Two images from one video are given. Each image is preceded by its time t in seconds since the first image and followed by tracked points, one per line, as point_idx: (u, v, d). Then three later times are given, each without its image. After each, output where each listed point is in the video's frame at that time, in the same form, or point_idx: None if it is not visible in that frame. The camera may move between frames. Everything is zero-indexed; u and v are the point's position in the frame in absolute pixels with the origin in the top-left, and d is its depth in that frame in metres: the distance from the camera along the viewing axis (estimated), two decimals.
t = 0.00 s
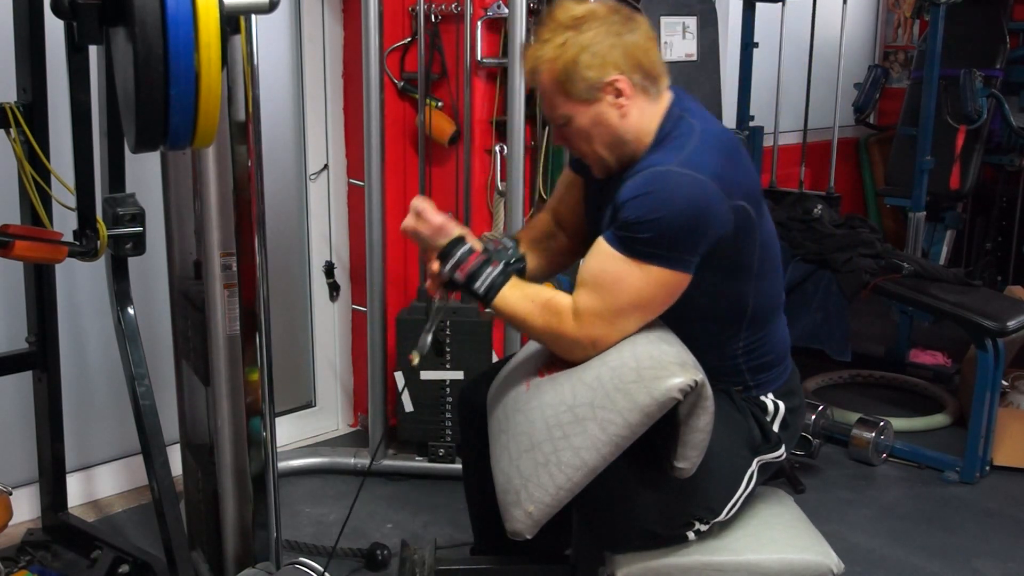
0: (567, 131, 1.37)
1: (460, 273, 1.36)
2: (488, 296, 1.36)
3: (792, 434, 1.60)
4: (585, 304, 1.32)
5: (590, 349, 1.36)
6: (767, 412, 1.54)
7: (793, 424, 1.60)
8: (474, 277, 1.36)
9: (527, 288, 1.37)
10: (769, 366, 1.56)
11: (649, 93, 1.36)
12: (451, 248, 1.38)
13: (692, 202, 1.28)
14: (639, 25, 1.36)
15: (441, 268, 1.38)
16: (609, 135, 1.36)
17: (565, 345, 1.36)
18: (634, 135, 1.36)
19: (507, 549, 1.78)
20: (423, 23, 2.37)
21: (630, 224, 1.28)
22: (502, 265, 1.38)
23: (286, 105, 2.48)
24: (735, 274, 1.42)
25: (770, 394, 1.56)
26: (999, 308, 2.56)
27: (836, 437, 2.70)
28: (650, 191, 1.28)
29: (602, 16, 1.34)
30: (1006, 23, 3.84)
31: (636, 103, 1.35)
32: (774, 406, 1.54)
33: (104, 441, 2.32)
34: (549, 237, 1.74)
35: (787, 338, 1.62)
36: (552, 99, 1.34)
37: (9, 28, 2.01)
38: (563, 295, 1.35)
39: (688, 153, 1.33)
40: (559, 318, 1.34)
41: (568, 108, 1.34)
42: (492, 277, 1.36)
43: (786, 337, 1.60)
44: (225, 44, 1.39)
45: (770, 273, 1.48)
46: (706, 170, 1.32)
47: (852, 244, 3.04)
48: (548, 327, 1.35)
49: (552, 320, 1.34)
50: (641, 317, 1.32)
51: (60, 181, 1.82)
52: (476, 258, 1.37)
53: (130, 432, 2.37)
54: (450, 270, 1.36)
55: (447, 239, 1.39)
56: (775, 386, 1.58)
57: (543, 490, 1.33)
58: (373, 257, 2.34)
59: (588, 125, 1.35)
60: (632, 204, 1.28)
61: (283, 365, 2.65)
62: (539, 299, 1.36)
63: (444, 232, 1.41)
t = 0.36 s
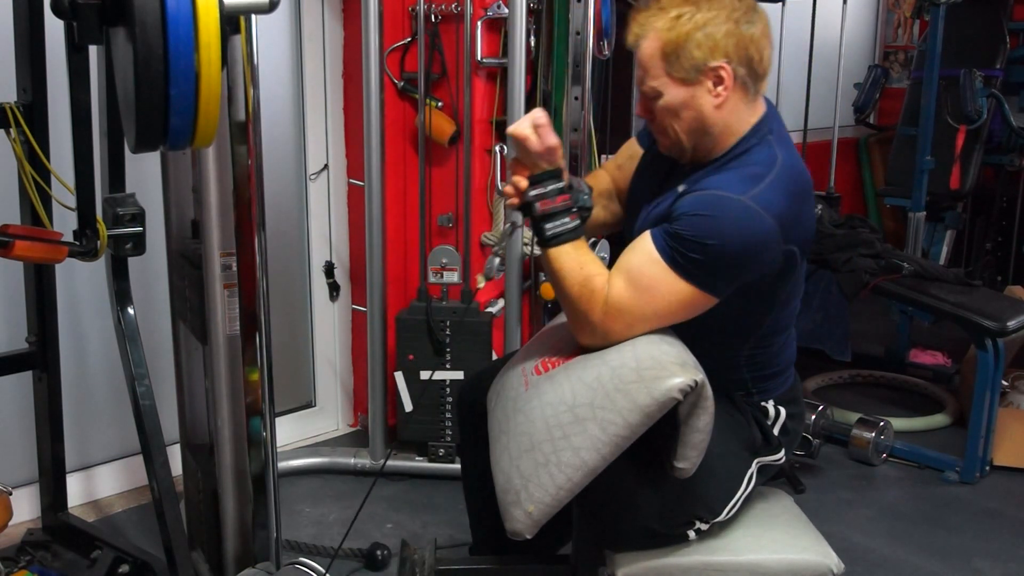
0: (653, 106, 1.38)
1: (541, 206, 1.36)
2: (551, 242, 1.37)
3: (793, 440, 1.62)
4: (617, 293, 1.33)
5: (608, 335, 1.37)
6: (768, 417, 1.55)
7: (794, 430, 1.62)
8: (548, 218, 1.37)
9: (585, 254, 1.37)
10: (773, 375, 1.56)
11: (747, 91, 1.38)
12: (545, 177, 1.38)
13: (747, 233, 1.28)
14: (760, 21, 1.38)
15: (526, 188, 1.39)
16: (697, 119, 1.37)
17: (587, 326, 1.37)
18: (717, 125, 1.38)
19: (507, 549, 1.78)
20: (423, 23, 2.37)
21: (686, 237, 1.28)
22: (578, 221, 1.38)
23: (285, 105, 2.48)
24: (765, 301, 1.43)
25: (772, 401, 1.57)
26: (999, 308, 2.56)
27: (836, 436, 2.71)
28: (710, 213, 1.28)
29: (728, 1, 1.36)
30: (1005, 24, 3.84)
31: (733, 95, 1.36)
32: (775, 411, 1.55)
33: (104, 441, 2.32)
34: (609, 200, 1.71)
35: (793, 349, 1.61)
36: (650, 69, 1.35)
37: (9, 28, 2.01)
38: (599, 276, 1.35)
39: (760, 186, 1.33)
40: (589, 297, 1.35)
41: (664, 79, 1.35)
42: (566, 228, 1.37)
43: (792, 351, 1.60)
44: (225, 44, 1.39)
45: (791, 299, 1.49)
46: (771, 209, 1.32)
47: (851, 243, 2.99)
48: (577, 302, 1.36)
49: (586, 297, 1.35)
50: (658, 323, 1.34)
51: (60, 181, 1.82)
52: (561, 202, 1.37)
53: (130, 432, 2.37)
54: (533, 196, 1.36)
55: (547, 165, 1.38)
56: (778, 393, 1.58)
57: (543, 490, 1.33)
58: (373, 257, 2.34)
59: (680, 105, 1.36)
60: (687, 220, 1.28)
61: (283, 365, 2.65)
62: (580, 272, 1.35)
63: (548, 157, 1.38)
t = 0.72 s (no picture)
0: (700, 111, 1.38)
1: (613, 190, 1.36)
2: (601, 228, 1.38)
3: (793, 441, 1.63)
4: (635, 289, 1.34)
5: (618, 329, 1.37)
6: (768, 418, 1.56)
7: (795, 431, 1.64)
8: (609, 204, 1.37)
9: (624, 249, 1.37)
10: (773, 380, 1.55)
11: (795, 111, 1.36)
12: (625, 164, 1.37)
13: (772, 263, 1.28)
14: (822, 40, 1.34)
15: (603, 167, 1.37)
16: (739, 129, 1.35)
17: (603, 320, 1.37)
18: (755, 139, 1.36)
19: (507, 549, 1.78)
20: (423, 23, 2.37)
21: (712, 256, 1.28)
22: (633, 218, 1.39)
23: (285, 105, 2.48)
24: (772, 325, 1.44)
25: (773, 404, 1.58)
26: (999, 308, 2.56)
27: (836, 436, 2.71)
28: (741, 237, 1.27)
29: (791, 15, 1.33)
30: (1005, 23, 3.84)
31: (778, 112, 1.34)
32: (776, 413, 1.56)
33: (104, 441, 2.32)
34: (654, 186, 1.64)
35: (796, 356, 1.61)
36: (702, 72, 1.35)
37: (9, 28, 2.01)
38: (622, 270, 1.34)
39: (796, 222, 1.33)
40: (607, 289, 1.35)
41: (715, 85, 1.34)
42: (620, 222, 1.37)
43: (795, 359, 1.60)
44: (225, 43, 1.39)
45: (797, 322, 1.49)
46: (800, 246, 1.32)
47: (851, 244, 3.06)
48: (596, 289, 1.36)
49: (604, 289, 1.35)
50: (665, 327, 1.35)
51: (61, 181, 1.82)
52: (630, 197, 1.37)
53: (130, 432, 2.37)
54: (608, 175, 1.36)
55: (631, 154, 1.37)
56: (778, 397, 1.58)
57: (542, 490, 1.33)
58: (373, 257, 2.34)
59: (724, 111, 1.35)
60: (717, 239, 1.28)
61: (283, 365, 2.65)
62: (608, 264, 1.35)
63: (638, 146, 1.37)
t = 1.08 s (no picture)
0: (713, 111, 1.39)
1: (629, 190, 1.36)
2: (612, 227, 1.38)
3: (796, 443, 1.64)
4: (636, 290, 1.34)
5: (620, 329, 1.38)
6: (771, 420, 1.57)
7: (798, 434, 1.64)
8: (623, 204, 1.37)
9: (633, 249, 1.38)
10: (777, 380, 1.54)
11: (806, 123, 1.36)
12: (644, 166, 1.37)
13: (774, 270, 1.29)
14: (843, 56, 1.33)
15: (621, 167, 1.37)
16: (747, 133, 1.36)
17: (606, 320, 1.38)
18: (763, 145, 1.36)
19: (507, 548, 1.77)
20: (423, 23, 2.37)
21: (717, 260, 1.28)
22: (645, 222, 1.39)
23: (285, 104, 2.48)
24: (772, 331, 1.44)
25: (775, 407, 1.58)
26: (999, 308, 2.56)
27: (836, 436, 2.70)
28: (746, 244, 1.28)
29: (817, 26, 1.32)
30: (1005, 24, 3.85)
31: (788, 122, 1.34)
32: (779, 416, 1.57)
33: (104, 441, 2.32)
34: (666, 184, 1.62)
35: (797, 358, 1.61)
36: (719, 72, 1.35)
37: (9, 29, 2.01)
38: (626, 270, 1.35)
39: (802, 231, 1.33)
40: (610, 289, 1.36)
41: (730, 87, 1.35)
42: (633, 223, 1.37)
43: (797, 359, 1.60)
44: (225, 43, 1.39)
45: (799, 325, 1.49)
46: (804, 255, 1.33)
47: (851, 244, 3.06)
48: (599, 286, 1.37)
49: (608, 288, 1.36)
50: (665, 331, 1.35)
51: (61, 181, 1.82)
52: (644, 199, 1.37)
53: (130, 432, 2.37)
54: (624, 176, 1.36)
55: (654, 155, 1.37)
56: (780, 400, 1.58)
57: (542, 490, 1.32)
58: (373, 257, 2.34)
59: (735, 114, 1.35)
60: (722, 244, 1.28)
61: (283, 364, 2.65)
62: (613, 263, 1.36)
63: (660, 150, 1.37)
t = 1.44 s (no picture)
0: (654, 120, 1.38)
1: (530, 207, 1.33)
2: (540, 246, 1.34)
3: (797, 444, 1.62)
4: (615, 292, 1.33)
5: (603, 334, 1.37)
6: (773, 421, 1.55)
7: (799, 435, 1.63)
8: (537, 221, 1.33)
9: (577, 253, 1.35)
10: (776, 378, 1.54)
11: (747, 116, 1.36)
12: (533, 180, 1.36)
13: (755, 244, 1.29)
14: (772, 46, 1.34)
15: (512, 193, 1.35)
16: (692, 134, 1.36)
17: (586, 327, 1.36)
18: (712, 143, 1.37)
19: (507, 548, 1.77)
20: (423, 23, 2.37)
21: (694, 246, 1.29)
22: (567, 223, 1.34)
23: (286, 104, 2.48)
24: (762, 312, 1.45)
25: (777, 405, 1.56)
26: (999, 308, 2.56)
27: (835, 436, 2.70)
28: (722, 223, 1.29)
29: (741, 23, 1.32)
30: (1005, 24, 3.85)
31: (732, 118, 1.35)
32: (781, 415, 1.55)
33: (104, 441, 2.32)
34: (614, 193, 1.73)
35: (795, 355, 1.60)
36: (653, 82, 1.35)
37: (9, 29, 2.01)
38: (598, 276, 1.34)
39: (769, 199, 1.34)
40: (588, 296, 1.33)
41: (666, 95, 1.34)
42: (555, 227, 1.33)
43: (796, 353, 1.59)
44: (225, 43, 1.39)
45: (793, 310, 1.50)
46: (779, 222, 1.33)
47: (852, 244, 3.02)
48: (574, 299, 1.34)
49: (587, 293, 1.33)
50: (661, 324, 1.35)
51: (61, 180, 1.82)
52: (550, 204, 1.33)
53: (130, 432, 2.37)
54: (519, 201, 1.34)
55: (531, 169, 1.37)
56: (781, 398, 1.56)
57: (542, 490, 1.32)
58: (373, 256, 2.34)
59: (676, 119, 1.35)
60: (697, 230, 1.29)
61: (283, 364, 2.65)
62: (580, 271, 1.33)
63: (534, 161, 1.40)
